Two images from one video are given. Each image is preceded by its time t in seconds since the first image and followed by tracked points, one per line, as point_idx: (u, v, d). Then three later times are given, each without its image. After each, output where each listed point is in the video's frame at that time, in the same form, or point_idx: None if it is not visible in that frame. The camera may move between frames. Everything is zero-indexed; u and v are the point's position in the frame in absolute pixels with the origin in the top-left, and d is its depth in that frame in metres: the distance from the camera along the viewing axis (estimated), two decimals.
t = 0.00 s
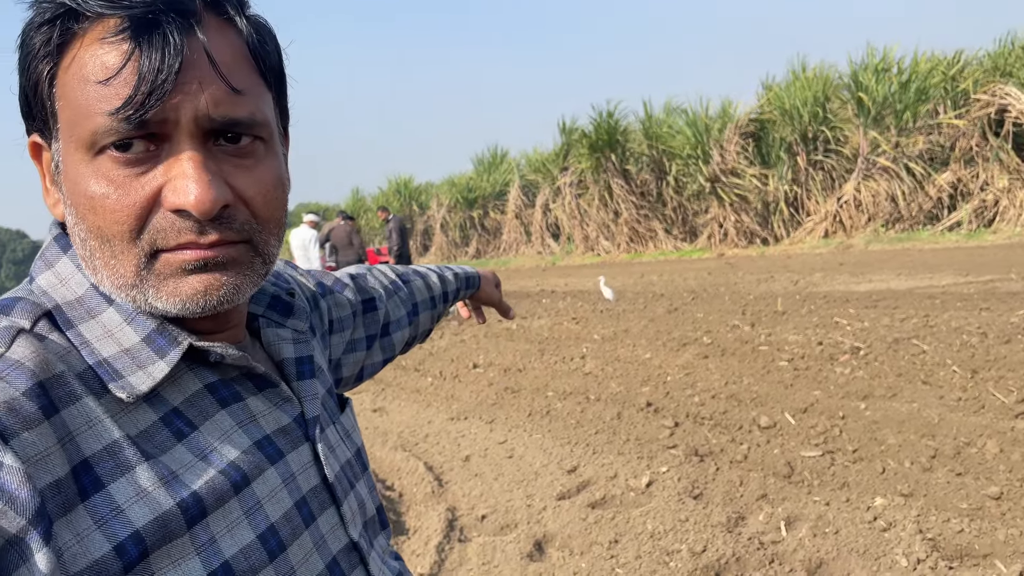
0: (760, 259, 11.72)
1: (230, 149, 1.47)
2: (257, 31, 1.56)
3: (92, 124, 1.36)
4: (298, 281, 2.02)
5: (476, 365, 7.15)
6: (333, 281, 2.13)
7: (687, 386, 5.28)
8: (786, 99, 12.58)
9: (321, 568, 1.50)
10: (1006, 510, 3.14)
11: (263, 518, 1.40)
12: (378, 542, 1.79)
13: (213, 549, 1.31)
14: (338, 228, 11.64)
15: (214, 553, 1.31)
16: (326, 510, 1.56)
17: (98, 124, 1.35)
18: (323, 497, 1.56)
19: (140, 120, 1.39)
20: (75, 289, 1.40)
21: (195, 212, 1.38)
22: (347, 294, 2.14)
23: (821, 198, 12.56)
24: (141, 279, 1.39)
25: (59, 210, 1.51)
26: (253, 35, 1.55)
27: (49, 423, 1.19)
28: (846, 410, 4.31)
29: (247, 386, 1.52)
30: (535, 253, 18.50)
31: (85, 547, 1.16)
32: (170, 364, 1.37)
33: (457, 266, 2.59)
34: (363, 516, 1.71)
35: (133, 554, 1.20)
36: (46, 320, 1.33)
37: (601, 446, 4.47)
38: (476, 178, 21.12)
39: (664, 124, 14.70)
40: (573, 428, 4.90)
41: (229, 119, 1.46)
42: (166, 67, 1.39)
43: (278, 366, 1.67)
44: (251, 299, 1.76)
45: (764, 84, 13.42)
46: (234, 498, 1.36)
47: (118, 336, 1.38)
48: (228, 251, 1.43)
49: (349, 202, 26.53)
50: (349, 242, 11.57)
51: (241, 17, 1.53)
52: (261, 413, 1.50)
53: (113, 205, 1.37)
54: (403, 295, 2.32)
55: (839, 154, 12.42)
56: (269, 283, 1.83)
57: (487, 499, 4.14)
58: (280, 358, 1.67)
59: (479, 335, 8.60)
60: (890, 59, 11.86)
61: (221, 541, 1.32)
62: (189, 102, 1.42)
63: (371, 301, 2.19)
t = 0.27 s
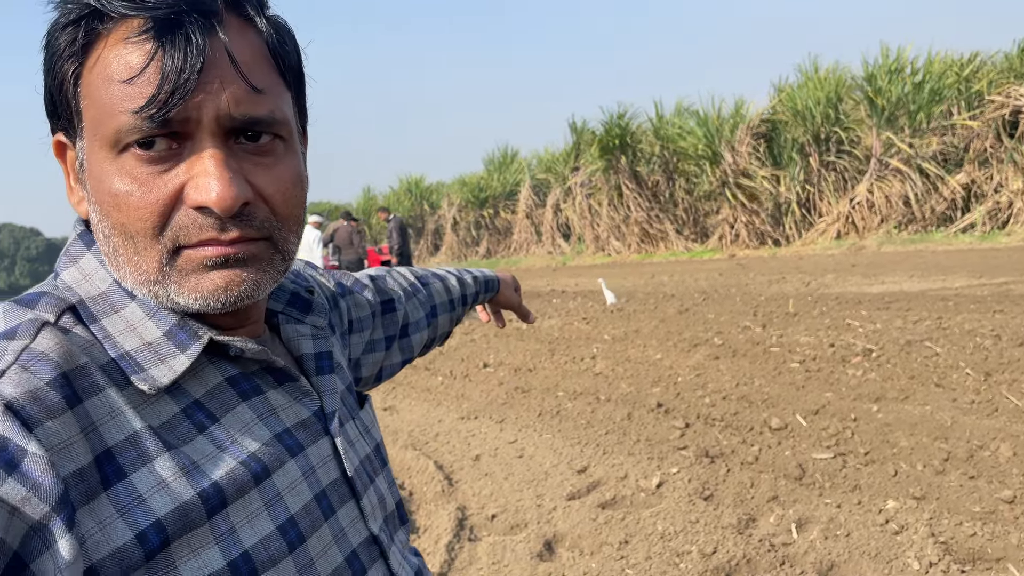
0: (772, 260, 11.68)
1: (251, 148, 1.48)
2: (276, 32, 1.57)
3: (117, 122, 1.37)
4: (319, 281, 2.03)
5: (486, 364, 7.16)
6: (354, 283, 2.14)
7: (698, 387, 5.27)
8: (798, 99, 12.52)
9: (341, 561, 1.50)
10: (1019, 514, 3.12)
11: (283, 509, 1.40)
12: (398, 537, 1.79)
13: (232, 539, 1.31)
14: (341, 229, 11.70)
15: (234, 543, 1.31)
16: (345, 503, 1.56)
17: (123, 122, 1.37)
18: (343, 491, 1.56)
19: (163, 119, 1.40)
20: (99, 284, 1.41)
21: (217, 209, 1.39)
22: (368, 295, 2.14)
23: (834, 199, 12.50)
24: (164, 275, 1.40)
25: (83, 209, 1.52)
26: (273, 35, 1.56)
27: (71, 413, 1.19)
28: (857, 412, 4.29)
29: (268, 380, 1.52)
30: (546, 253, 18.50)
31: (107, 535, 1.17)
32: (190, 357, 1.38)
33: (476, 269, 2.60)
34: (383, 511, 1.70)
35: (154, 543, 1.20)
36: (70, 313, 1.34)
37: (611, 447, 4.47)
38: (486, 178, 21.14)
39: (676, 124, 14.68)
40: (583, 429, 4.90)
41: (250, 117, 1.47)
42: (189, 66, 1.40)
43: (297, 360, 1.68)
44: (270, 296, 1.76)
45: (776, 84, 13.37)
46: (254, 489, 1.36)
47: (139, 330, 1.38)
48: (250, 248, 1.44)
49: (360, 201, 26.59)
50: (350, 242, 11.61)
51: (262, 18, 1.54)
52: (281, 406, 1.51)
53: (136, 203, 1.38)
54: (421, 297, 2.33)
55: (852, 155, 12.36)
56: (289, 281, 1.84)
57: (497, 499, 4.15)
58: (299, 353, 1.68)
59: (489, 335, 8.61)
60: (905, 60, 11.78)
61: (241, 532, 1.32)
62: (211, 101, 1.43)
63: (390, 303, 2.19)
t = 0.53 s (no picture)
0: (785, 263, 11.67)
1: (288, 157, 1.43)
2: (309, 39, 1.53)
3: (156, 133, 1.32)
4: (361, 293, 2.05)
5: (500, 365, 7.18)
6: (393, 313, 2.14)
7: (712, 390, 5.26)
8: (812, 101, 12.48)
9: (376, 563, 1.42)
10: None
11: (317, 512, 1.32)
12: (437, 538, 1.74)
13: (266, 543, 1.23)
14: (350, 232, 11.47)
15: (269, 546, 1.23)
16: (380, 505, 1.49)
17: (162, 133, 1.32)
18: (378, 493, 1.50)
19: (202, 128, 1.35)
20: (138, 291, 1.36)
21: (257, 219, 1.34)
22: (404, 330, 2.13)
23: (848, 202, 12.45)
24: (203, 286, 1.36)
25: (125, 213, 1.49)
26: (306, 42, 1.52)
27: (112, 420, 1.13)
28: (873, 416, 4.27)
29: (304, 382, 1.46)
30: (558, 254, 18.53)
31: (145, 542, 1.09)
32: (228, 362, 1.32)
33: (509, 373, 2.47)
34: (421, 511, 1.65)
35: (192, 548, 1.13)
36: (109, 320, 1.29)
37: (625, 449, 4.47)
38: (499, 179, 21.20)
39: (689, 126, 14.67)
40: (596, 430, 4.91)
41: (287, 126, 1.42)
42: (226, 77, 1.35)
43: (332, 362, 1.68)
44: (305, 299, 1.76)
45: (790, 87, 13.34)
46: (289, 492, 1.29)
47: (179, 336, 1.32)
48: (288, 258, 1.39)
49: (373, 202, 26.75)
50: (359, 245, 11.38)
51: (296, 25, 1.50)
52: (317, 409, 1.44)
53: (176, 214, 1.33)
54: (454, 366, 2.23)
55: (866, 158, 12.32)
56: (326, 285, 1.86)
57: (511, 500, 4.16)
58: (334, 355, 1.68)
59: (503, 336, 8.62)
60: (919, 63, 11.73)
61: (276, 535, 1.24)
62: (248, 110, 1.38)
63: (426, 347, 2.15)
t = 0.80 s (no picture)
0: (801, 264, 11.60)
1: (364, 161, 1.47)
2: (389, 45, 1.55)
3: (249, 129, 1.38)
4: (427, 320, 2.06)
5: (514, 366, 7.19)
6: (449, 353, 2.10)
7: (728, 391, 5.25)
8: (829, 102, 12.37)
9: (423, 558, 1.46)
10: None
11: (372, 502, 1.37)
12: (479, 543, 1.79)
13: (322, 529, 1.27)
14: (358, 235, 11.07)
15: (324, 532, 1.27)
16: (428, 503, 1.54)
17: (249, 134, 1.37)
18: (426, 491, 1.55)
19: (287, 131, 1.40)
20: (209, 282, 1.42)
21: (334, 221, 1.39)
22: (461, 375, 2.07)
23: (865, 204, 12.38)
24: (278, 280, 1.41)
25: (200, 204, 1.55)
26: (386, 48, 1.55)
27: (180, 402, 1.18)
28: (891, 419, 4.25)
29: (361, 376, 1.52)
30: (571, 255, 18.51)
31: (208, 520, 1.14)
32: (289, 354, 1.36)
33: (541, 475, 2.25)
34: (463, 513, 1.71)
35: (252, 529, 1.18)
36: (179, 306, 1.34)
37: (641, 450, 4.47)
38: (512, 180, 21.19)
39: (703, 127, 14.61)
40: (611, 432, 4.91)
41: (365, 131, 1.46)
42: (313, 83, 1.39)
43: (391, 360, 1.75)
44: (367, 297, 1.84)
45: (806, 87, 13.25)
46: (345, 481, 1.33)
47: (243, 326, 1.37)
48: (359, 259, 1.44)
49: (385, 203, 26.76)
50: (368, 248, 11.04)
51: (376, 32, 1.53)
52: (373, 403, 1.50)
53: (257, 210, 1.39)
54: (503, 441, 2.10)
55: (883, 159, 12.23)
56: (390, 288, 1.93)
57: (527, 500, 4.16)
58: (394, 353, 1.75)
59: (517, 337, 8.62)
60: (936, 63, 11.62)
61: (332, 522, 1.28)
62: (331, 114, 1.42)
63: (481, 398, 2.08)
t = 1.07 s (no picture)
0: (816, 263, 11.55)
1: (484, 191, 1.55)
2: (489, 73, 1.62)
3: (400, 162, 1.37)
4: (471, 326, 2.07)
5: (529, 366, 7.20)
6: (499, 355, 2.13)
7: (746, 391, 5.24)
8: (844, 100, 12.28)
9: (468, 557, 1.52)
10: None
11: (427, 498, 1.43)
12: (513, 547, 1.81)
13: (384, 522, 1.32)
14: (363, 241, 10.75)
15: (386, 524, 1.32)
16: (469, 505, 1.59)
17: (426, 169, 1.38)
18: (468, 493, 1.60)
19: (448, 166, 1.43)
20: (272, 277, 1.43)
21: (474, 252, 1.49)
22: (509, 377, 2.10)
23: (881, 202, 12.30)
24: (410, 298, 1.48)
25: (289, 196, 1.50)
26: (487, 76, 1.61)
27: (261, 391, 1.23)
28: (910, 419, 4.23)
29: (409, 379, 1.57)
30: (584, 255, 18.50)
31: (290, 506, 1.17)
32: (354, 348, 1.41)
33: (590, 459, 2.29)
34: (497, 519, 1.73)
35: (327, 518, 1.22)
36: (245, 304, 1.36)
37: (659, 450, 4.47)
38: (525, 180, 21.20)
39: (717, 126, 14.55)
40: (628, 432, 4.91)
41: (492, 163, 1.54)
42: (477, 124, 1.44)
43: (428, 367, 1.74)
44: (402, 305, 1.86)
45: (820, 85, 13.18)
46: (401, 477, 1.39)
47: (309, 320, 1.39)
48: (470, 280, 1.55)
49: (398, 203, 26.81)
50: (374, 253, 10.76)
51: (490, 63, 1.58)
52: (420, 404, 1.55)
53: (414, 239, 1.42)
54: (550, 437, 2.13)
55: (899, 157, 12.14)
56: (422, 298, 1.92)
57: (545, 500, 4.17)
58: (432, 359, 1.74)
59: (531, 337, 8.63)
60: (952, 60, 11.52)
61: (392, 514, 1.34)
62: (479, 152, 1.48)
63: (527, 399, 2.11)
